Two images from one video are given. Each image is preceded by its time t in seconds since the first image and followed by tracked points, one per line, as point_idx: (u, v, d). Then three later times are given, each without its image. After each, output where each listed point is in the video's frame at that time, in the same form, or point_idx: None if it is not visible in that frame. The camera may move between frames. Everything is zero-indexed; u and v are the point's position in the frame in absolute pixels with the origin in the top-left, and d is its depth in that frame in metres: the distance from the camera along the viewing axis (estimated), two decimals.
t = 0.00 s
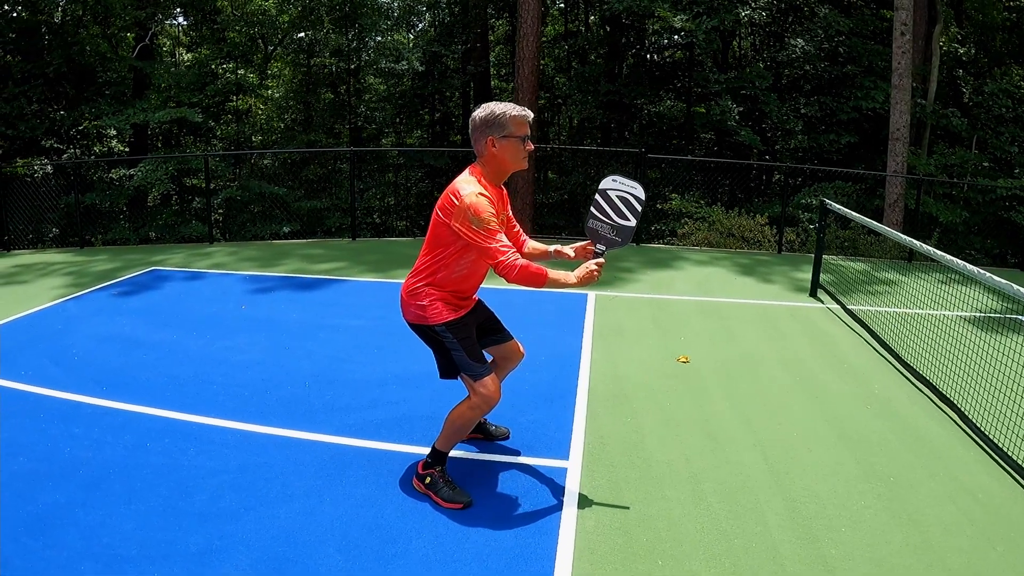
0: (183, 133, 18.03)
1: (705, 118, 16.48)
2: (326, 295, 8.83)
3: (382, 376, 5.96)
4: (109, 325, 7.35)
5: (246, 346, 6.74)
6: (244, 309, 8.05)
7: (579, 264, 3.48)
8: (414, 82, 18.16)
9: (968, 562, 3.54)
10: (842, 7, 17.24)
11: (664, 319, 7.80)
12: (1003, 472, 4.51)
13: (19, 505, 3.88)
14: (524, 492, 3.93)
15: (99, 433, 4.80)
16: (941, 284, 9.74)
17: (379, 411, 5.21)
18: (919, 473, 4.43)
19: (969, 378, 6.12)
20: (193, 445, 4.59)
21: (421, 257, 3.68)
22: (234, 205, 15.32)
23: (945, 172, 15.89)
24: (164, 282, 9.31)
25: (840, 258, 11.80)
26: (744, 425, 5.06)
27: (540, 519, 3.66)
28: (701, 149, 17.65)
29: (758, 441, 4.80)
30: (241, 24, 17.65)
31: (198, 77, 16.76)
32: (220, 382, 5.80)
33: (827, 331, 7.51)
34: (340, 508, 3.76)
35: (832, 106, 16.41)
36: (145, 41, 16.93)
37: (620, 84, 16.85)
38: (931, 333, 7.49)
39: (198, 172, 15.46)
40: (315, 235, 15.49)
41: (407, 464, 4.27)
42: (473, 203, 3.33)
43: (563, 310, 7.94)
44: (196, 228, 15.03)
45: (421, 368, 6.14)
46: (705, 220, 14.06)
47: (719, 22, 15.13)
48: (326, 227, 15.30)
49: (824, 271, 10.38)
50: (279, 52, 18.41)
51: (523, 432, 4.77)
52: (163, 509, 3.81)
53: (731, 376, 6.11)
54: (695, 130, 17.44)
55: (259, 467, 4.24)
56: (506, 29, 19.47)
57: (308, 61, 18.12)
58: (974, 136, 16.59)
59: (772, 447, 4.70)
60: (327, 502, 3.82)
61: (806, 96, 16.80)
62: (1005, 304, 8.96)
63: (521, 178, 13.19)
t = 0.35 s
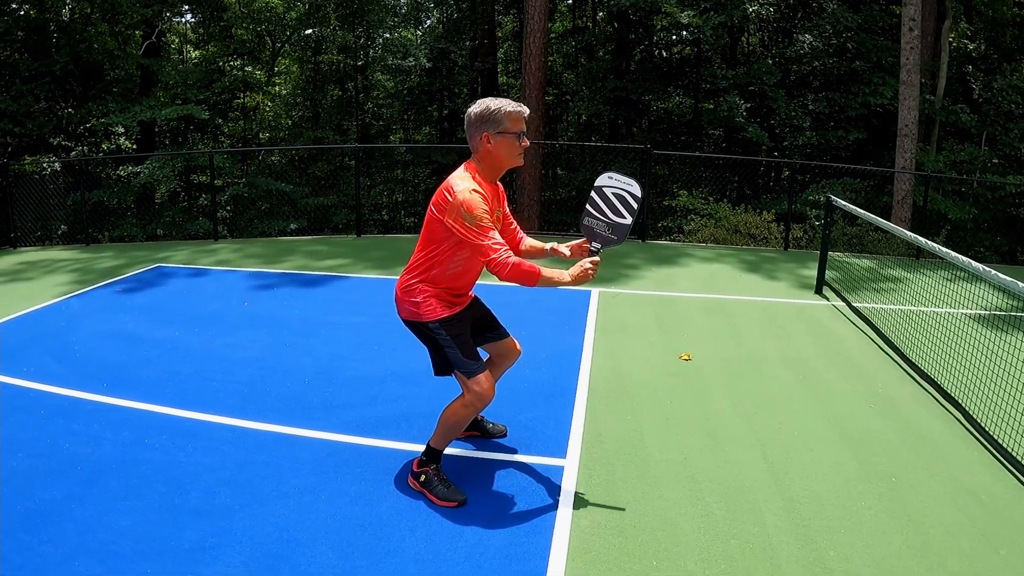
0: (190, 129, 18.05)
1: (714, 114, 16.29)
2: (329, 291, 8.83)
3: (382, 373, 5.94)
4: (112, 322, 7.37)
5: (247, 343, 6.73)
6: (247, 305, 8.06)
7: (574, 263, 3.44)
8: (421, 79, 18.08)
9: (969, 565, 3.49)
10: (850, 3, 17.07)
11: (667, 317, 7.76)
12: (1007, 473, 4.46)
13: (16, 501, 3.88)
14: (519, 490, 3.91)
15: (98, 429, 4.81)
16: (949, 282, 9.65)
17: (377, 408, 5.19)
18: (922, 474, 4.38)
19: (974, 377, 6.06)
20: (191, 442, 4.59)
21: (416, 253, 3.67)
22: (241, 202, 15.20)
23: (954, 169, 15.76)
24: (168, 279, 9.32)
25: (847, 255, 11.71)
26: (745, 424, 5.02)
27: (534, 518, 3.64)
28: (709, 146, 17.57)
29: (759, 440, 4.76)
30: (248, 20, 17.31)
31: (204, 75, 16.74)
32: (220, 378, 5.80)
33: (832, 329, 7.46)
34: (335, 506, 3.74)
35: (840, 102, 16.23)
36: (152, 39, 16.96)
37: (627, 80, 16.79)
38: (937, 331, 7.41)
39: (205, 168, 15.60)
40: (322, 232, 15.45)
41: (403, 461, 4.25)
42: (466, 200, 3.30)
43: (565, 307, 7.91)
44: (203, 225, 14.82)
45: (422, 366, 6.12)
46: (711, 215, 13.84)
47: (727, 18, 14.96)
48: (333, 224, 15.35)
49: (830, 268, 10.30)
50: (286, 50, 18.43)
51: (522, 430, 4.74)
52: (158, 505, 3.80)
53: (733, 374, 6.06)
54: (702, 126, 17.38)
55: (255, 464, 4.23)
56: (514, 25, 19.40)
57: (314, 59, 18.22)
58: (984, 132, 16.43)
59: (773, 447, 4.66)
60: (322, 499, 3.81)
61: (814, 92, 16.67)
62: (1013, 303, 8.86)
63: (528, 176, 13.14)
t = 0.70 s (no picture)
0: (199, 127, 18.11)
1: (722, 111, 16.08)
2: (333, 288, 8.81)
3: (383, 371, 5.92)
4: (116, 318, 7.38)
5: (250, 340, 6.73)
6: (252, 302, 8.06)
7: (572, 259, 3.39)
8: (430, 76, 18.08)
9: (973, 570, 3.43)
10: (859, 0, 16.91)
11: (672, 315, 7.70)
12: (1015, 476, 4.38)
13: (13, 496, 3.88)
14: (516, 490, 3.88)
15: (98, 426, 4.81)
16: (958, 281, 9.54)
17: (377, 406, 5.16)
18: (927, 477, 4.31)
19: (981, 377, 5.98)
20: (190, 439, 4.58)
21: (413, 248, 3.65)
22: (250, 198, 15.28)
23: (965, 166, 15.60)
24: (174, 276, 9.35)
25: (856, 253, 11.61)
26: (748, 425, 4.97)
27: (530, 519, 3.61)
28: (718, 143, 17.48)
29: (761, 441, 4.70)
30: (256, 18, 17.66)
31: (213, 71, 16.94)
32: (222, 375, 5.79)
33: (839, 328, 7.38)
34: (330, 505, 3.72)
35: (850, 100, 16.09)
36: (160, 37, 17.21)
37: (636, 77, 16.75)
38: (945, 330, 7.32)
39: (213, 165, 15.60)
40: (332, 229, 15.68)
41: (401, 460, 4.23)
42: (462, 194, 3.27)
43: (570, 305, 7.86)
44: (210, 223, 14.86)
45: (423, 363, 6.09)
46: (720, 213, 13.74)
47: (736, 15, 14.88)
48: (342, 221, 15.59)
49: (838, 266, 10.21)
50: (296, 47, 18.49)
51: (522, 429, 4.71)
52: (154, 503, 3.80)
53: (737, 374, 6.00)
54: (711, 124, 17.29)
55: (253, 462, 4.21)
56: (523, 22, 19.34)
57: (323, 56, 18.41)
58: (997, 130, 16.25)
59: (776, 447, 4.61)
60: (318, 498, 3.79)
61: (825, 90, 16.55)
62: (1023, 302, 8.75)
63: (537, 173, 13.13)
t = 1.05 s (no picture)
0: (211, 120, 18.12)
1: (734, 109, 15.93)
2: (341, 283, 8.80)
3: (386, 366, 5.89)
4: (124, 310, 7.40)
5: (256, 333, 6.72)
6: (259, 296, 8.06)
7: (574, 256, 3.33)
8: (445, 73, 18.06)
9: None
10: None
11: (680, 314, 7.64)
12: None
13: (11, 487, 3.88)
14: (514, 489, 3.84)
15: (99, 418, 4.80)
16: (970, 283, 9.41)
17: (379, 401, 5.14)
18: (935, 483, 4.24)
19: (992, 381, 5.88)
20: (190, 432, 4.57)
21: (413, 244, 3.61)
22: (263, 192, 15.27)
23: (978, 168, 15.37)
24: (183, 268, 9.36)
25: (866, 253, 11.46)
26: (753, 427, 4.91)
27: (527, 519, 3.57)
28: (731, 141, 17.32)
29: (766, 444, 4.64)
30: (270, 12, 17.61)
31: (226, 65, 17.03)
32: (226, 369, 5.78)
33: (848, 329, 7.30)
34: (325, 501, 3.70)
35: (864, 99, 15.95)
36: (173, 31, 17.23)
37: (649, 74, 16.64)
38: (956, 333, 7.22)
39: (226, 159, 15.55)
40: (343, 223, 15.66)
41: (399, 456, 4.20)
42: (461, 190, 3.22)
43: (577, 302, 7.81)
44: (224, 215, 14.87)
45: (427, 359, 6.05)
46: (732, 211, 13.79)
47: (749, 13, 14.72)
48: (354, 215, 15.56)
49: (849, 267, 10.09)
50: (312, 43, 18.52)
51: (523, 428, 4.67)
52: (150, 495, 3.79)
53: (744, 374, 5.94)
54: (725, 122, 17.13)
55: (250, 457, 4.19)
56: (536, 18, 19.24)
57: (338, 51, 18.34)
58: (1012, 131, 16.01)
59: (781, 451, 4.55)
60: (314, 494, 3.77)
61: (839, 89, 16.36)
62: None
63: (552, 171, 13.14)
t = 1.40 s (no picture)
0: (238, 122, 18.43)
1: (745, 116, 16.09)
2: (356, 279, 8.94)
3: (397, 361, 6.01)
4: (142, 302, 7.57)
5: (268, 327, 6.86)
6: (275, 290, 8.21)
7: (575, 260, 3.42)
8: (465, 78, 18.31)
9: None
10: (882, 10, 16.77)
11: (685, 315, 7.73)
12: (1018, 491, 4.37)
13: (30, 471, 4.04)
14: (513, 485, 3.96)
15: (115, 406, 4.95)
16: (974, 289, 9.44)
17: (388, 396, 5.25)
18: (929, 488, 4.32)
19: (991, 387, 5.94)
20: (201, 422, 4.70)
21: (418, 245, 3.74)
22: (289, 190, 15.49)
23: (981, 176, 15.44)
24: (204, 263, 9.54)
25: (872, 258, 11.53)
26: (752, 428, 5.00)
27: (524, 515, 3.68)
28: (744, 147, 17.42)
29: (765, 445, 4.74)
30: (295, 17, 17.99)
31: (254, 68, 17.08)
32: (240, 361, 5.92)
33: (851, 333, 7.37)
34: (329, 493, 3.82)
35: (870, 107, 16.04)
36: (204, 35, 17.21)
37: (661, 80, 16.68)
38: (957, 339, 7.27)
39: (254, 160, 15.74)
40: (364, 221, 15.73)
41: (403, 450, 4.32)
42: (463, 193, 3.35)
43: (585, 302, 7.92)
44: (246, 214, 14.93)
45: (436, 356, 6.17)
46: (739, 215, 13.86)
47: (760, 22, 14.81)
48: (375, 214, 15.67)
49: (853, 271, 10.15)
50: (336, 47, 18.79)
51: (525, 425, 4.78)
52: (162, 483, 3.92)
53: (746, 375, 6.03)
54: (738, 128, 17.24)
55: (259, 447, 4.33)
56: (555, 26, 19.35)
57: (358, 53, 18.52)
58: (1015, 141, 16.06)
59: (779, 453, 4.64)
60: (318, 485, 3.89)
61: (846, 99, 16.39)
62: None
63: (567, 175, 13.37)
